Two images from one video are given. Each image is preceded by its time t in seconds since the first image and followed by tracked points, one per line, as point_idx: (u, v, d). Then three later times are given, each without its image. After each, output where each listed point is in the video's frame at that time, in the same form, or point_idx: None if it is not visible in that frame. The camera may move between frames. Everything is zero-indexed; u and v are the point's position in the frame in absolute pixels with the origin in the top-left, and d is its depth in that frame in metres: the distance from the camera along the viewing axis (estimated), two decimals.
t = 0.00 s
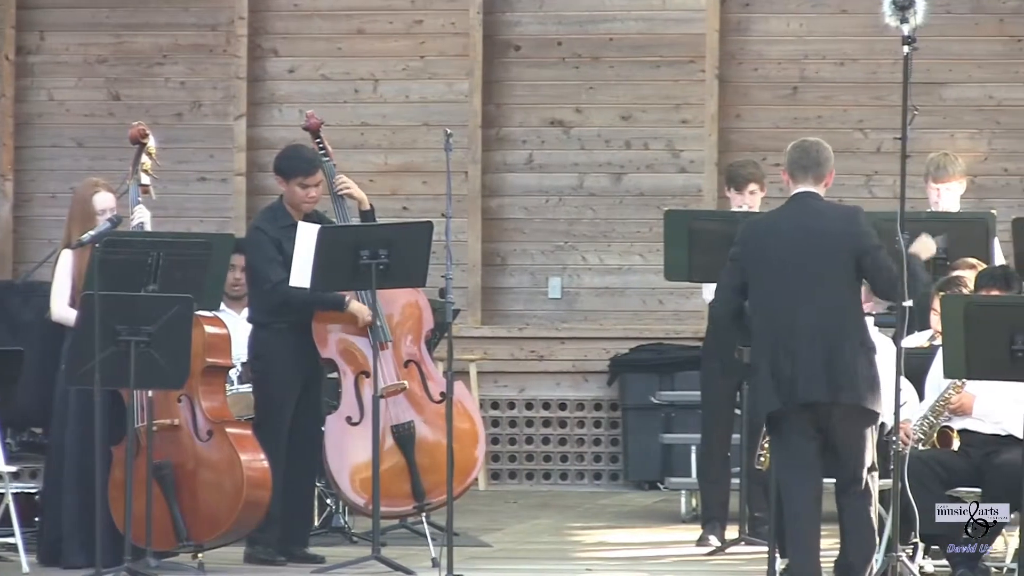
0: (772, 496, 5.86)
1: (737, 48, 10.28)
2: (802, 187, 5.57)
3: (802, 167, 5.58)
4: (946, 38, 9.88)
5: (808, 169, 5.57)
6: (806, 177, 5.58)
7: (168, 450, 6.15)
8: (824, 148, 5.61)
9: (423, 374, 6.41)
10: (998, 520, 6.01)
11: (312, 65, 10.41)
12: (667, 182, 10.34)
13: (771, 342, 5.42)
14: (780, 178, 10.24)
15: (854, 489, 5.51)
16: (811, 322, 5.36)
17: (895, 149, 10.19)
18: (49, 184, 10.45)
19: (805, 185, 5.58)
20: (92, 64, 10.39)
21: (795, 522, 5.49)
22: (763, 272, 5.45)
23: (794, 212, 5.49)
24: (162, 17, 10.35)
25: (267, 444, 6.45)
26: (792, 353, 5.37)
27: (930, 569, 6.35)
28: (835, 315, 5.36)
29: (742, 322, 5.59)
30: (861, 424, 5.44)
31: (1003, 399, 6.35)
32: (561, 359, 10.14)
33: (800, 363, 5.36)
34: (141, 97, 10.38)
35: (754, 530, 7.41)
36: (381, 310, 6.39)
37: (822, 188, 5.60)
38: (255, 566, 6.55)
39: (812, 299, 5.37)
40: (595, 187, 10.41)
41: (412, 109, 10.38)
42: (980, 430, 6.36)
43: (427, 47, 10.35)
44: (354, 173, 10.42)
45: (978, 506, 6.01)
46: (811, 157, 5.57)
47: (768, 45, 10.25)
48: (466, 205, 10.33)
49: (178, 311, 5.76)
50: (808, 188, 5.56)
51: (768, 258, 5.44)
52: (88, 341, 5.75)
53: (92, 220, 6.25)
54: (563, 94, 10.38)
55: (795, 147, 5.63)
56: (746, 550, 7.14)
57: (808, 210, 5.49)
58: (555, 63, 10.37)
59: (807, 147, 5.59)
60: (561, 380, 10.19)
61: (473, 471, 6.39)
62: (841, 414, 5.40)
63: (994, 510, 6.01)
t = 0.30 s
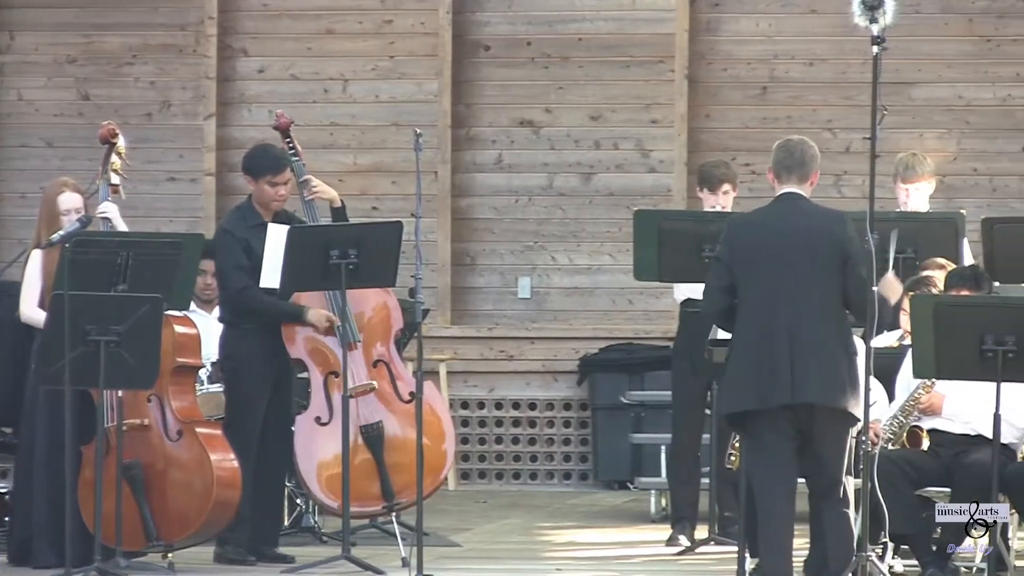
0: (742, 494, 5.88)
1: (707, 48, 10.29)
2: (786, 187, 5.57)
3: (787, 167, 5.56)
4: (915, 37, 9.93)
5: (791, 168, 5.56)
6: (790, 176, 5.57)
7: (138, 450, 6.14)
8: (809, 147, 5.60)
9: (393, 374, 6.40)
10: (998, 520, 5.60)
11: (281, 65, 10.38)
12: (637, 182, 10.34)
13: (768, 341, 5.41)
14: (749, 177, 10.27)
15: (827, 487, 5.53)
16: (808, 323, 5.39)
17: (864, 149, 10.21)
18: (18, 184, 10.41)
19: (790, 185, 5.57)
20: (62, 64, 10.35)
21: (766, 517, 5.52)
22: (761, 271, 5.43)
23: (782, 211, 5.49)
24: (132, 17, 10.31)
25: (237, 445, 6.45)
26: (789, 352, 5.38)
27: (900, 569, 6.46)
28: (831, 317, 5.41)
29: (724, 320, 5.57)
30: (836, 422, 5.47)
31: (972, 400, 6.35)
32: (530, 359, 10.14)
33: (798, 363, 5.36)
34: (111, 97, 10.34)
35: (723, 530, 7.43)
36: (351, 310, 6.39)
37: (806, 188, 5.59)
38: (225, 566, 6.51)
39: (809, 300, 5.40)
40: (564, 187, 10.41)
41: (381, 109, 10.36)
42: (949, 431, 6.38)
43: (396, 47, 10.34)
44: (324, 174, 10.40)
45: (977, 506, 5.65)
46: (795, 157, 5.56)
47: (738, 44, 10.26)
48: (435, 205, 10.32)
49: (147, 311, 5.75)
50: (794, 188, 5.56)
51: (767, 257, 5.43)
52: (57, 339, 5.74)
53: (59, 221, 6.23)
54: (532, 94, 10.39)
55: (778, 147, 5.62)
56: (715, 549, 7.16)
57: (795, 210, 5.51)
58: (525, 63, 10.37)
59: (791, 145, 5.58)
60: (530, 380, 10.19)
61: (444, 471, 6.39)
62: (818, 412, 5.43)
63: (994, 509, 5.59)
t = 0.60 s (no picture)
0: (706, 494, 5.92)
1: (672, 48, 10.31)
2: (786, 179, 5.59)
3: (788, 160, 5.59)
4: (879, 37, 9.99)
5: (792, 162, 5.59)
6: (790, 170, 5.59)
7: (102, 450, 6.12)
8: (812, 142, 5.62)
9: (358, 374, 6.39)
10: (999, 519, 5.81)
11: (247, 64, 10.35)
12: (602, 182, 10.34)
13: (763, 335, 5.42)
14: (713, 177, 10.29)
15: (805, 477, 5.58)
16: (799, 325, 5.42)
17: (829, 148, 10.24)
18: None
19: (788, 177, 5.60)
20: (26, 64, 10.29)
21: (734, 514, 5.57)
22: (763, 267, 5.43)
23: (782, 201, 5.51)
24: (97, 17, 10.26)
25: (202, 446, 6.43)
26: (780, 352, 5.39)
27: (864, 567, 6.49)
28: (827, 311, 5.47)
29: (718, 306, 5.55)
30: (813, 418, 5.52)
31: (937, 400, 6.38)
32: (495, 359, 10.13)
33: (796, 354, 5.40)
34: (76, 97, 10.29)
35: (687, 530, 7.44)
36: (316, 309, 6.37)
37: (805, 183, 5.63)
38: (189, 566, 6.48)
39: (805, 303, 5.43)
40: (529, 187, 10.41)
41: (346, 109, 10.33)
42: (914, 430, 6.41)
43: (362, 47, 10.31)
44: (289, 173, 10.37)
45: (978, 506, 5.75)
46: (795, 151, 5.58)
47: (703, 44, 10.28)
48: (401, 205, 10.31)
49: (113, 311, 5.72)
50: (791, 180, 5.58)
51: (771, 251, 5.43)
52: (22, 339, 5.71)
53: (24, 220, 6.19)
54: (497, 94, 10.38)
55: (780, 138, 5.65)
56: (680, 548, 7.18)
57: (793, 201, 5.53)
58: (490, 63, 10.37)
59: (793, 139, 5.60)
60: (496, 380, 10.19)
61: (409, 471, 6.40)
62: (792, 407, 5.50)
63: (995, 509, 5.78)
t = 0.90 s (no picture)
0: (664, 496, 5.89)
1: (629, 48, 10.34)
2: (761, 183, 5.64)
3: (767, 164, 5.63)
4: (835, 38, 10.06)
5: (771, 168, 5.63)
6: (768, 174, 5.63)
7: (58, 449, 6.10)
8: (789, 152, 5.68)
9: (315, 373, 6.38)
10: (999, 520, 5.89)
11: (203, 64, 10.31)
12: (559, 182, 10.34)
13: (724, 341, 5.44)
14: (670, 177, 10.30)
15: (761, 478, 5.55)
16: (762, 332, 5.45)
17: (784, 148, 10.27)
18: None
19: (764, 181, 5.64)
20: None
21: (693, 513, 5.56)
22: (728, 271, 5.45)
23: (752, 208, 5.53)
24: (53, 17, 10.21)
25: (158, 446, 6.40)
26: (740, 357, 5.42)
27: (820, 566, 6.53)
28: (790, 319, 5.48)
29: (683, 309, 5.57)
30: (772, 419, 5.51)
31: (891, 400, 6.44)
32: (452, 358, 10.12)
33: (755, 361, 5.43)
34: (33, 96, 10.23)
35: (644, 529, 7.46)
36: (272, 309, 6.36)
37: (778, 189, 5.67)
38: (146, 566, 6.46)
39: (770, 312, 5.46)
40: (486, 187, 10.41)
41: (303, 108, 10.29)
42: (869, 430, 6.44)
43: (319, 46, 10.27)
44: (245, 173, 10.33)
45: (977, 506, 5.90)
46: (777, 157, 5.62)
47: (659, 44, 10.31)
48: (358, 205, 10.29)
49: (70, 311, 5.69)
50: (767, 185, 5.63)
51: (736, 257, 5.45)
52: None
53: None
54: (454, 94, 10.38)
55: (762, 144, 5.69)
56: (637, 548, 7.18)
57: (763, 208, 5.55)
58: (446, 63, 10.36)
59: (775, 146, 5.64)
60: (452, 379, 10.18)
61: (366, 471, 6.39)
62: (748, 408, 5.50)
63: (995, 509, 5.88)
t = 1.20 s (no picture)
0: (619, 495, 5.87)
1: (585, 48, 10.35)
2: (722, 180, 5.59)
3: (727, 162, 5.58)
4: (791, 38, 10.13)
5: (732, 165, 5.58)
6: (730, 171, 5.59)
7: (15, 449, 6.07)
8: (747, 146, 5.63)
9: (272, 373, 6.38)
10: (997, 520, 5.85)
11: (159, 64, 10.26)
12: (516, 182, 10.34)
13: (683, 339, 5.41)
14: (626, 176, 10.33)
15: (719, 477, 5.54)
16: (720, 331, 5.41)
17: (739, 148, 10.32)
18: None
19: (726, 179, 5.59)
20: None
21: (650, 512, 5.55)
22: (688, 269, 5.42)
23: (715, 207, 5.50)
24: (9, 17, 10.16)
25: (115, 447, 6.35)
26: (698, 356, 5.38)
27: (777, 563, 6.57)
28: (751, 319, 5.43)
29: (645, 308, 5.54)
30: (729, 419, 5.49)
31: (847, 400, 6.49)
32: (409, 358, 10.10)
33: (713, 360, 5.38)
34: None
35: (601, 527, 7.49)
36: (228, 309, 6.35)
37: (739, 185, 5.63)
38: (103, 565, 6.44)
39: (726, 313, 5.42)
40: (442, 186, 10.40)
41: (259, 108, 10.25)
42: (826, 430, 6.48)
43: (275, 46, 10.23)
44: (201, 173, 10.29)
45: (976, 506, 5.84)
46: (737, 153, 5.57)
47: (615, 44, 10.33)
48: (314, 204, 10.26)
49: (27, 309, 5.64)
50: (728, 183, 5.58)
51: (696, 255, 5.42)
52: None
53: None
54: (410, 94, 10.37)
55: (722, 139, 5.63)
56: (594, 547, 7.21)
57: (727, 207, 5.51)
58: (402, 62, 10.35)
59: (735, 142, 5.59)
60: (409, 379, 10.15)
61: (322, 470, 6.39)
62: (705, 408, 5.50)
63: (994, 509, 5.83)
